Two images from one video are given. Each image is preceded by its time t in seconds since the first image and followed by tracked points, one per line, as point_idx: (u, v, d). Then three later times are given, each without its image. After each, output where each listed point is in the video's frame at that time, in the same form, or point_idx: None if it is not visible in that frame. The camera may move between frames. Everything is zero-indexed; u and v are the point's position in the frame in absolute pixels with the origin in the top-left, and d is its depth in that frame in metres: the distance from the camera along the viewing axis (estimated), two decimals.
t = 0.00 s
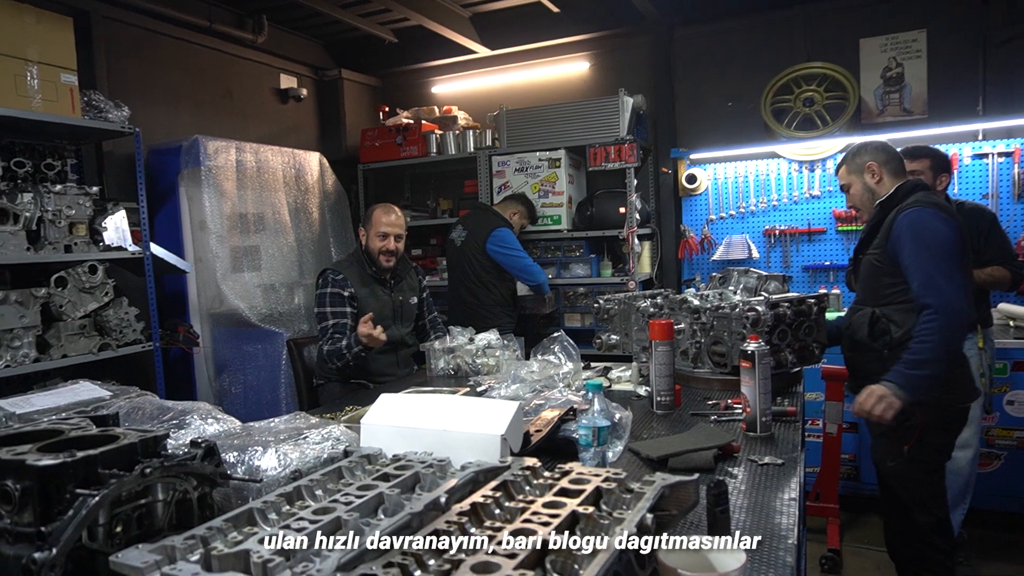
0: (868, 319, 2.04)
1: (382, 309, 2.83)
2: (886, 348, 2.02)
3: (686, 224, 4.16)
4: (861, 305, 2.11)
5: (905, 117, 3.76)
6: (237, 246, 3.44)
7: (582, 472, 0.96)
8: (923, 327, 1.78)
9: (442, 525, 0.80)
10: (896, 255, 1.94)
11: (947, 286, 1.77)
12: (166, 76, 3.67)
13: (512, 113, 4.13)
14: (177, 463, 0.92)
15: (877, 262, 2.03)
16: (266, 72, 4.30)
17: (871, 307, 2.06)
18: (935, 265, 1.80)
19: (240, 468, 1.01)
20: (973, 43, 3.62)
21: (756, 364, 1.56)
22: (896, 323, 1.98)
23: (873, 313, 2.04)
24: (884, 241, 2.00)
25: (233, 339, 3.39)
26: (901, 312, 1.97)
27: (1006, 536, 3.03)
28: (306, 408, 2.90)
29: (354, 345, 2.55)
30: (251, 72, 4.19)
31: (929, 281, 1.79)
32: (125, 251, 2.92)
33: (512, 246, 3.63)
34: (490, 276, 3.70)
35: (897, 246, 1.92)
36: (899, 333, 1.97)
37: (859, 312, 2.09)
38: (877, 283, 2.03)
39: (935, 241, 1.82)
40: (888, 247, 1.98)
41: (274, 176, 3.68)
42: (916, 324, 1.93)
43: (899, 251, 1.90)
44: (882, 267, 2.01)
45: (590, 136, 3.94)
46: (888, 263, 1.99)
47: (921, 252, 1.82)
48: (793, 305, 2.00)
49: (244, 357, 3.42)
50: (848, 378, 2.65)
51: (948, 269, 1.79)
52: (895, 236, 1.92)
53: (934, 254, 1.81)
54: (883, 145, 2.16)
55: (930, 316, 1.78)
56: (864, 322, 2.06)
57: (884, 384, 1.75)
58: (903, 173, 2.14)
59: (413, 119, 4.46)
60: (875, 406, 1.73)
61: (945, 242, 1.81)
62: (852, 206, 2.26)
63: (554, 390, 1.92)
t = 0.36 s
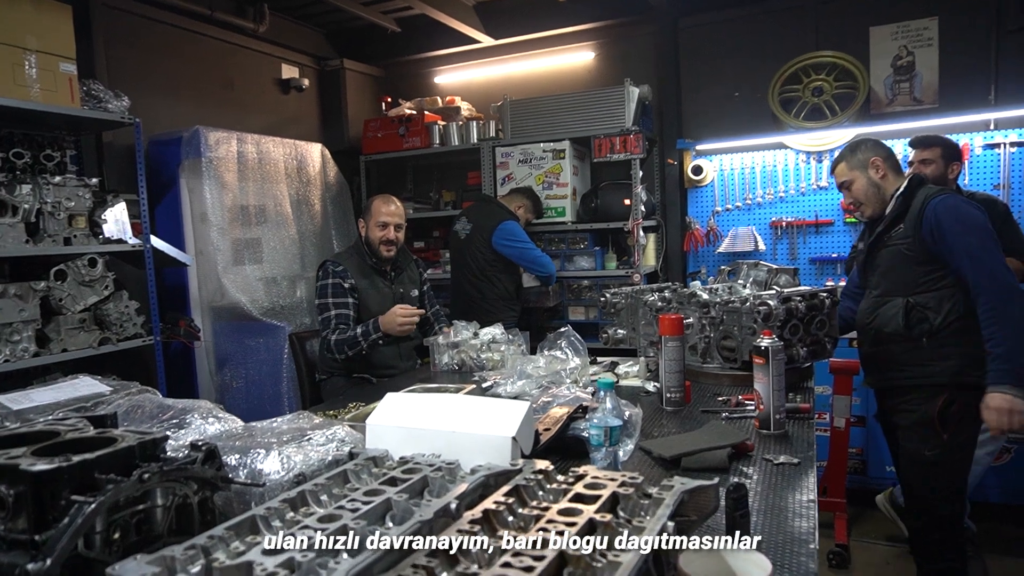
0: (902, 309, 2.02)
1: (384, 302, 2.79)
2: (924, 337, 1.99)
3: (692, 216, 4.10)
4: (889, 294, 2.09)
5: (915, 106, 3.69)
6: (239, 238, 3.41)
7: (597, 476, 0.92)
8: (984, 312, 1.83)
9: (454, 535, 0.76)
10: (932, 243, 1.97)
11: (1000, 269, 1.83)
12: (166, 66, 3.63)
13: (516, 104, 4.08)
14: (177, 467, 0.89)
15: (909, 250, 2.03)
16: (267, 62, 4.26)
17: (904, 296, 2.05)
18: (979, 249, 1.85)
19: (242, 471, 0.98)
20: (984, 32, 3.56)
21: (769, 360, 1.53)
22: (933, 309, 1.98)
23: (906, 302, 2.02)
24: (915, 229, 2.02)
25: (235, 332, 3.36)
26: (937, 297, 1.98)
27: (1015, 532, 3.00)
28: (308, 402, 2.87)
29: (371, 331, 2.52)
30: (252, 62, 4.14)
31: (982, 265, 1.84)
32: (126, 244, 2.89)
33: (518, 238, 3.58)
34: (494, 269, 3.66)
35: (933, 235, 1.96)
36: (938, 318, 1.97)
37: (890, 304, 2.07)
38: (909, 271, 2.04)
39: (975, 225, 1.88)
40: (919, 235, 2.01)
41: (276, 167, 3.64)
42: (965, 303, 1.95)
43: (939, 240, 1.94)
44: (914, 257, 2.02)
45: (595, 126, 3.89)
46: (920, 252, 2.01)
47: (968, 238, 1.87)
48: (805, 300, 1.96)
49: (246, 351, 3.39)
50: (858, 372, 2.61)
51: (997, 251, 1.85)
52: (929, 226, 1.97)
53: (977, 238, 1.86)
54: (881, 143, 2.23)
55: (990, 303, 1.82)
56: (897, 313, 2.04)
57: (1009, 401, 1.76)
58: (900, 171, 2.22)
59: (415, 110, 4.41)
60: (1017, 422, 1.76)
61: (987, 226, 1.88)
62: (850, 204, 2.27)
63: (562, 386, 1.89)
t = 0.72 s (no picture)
0: (896, 305, 2.00)
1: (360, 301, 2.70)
2: (920, 332, 1.98)
3: (669, 214, 4.07)
4: (880, 292, 2.07)
5: (891, 104, 3.72)
6: (208, 237, 3.28)
7: (610, 492, 0.86)
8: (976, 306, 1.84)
9: (464, 563, 0.70)
10: (918, 237, 1.95)
11: (991, 266, 1.83)
12: (129, 57, 3.48)
13: (493, 100, 4.00)
14: (150, 490, 0.80)
15: (896, 247, 2.01)
16: (235, 54, 4.12)
17: (896, 293, 2.03)
18: (970, 245, 1.84)
19: (223, 491, 0.90)
20: (957, 31, 3.59)
21: (768, 362, 1.49)
22: (928, 304, 1.97)
23: (900, 298, 2.00)
24: (901, 226, 1.99)
25: (204, 335, 3.24)
26: (930, 291, 1.97)
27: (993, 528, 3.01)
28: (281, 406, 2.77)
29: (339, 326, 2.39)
30: (220, 54, 4.00)
31: (973, 260, 1.84)
32: (87, 242, 2.75)
33: (498, 236, 3.52)
34: (472, 268, 3.59)
35: (920, 231, 1.94)
36: (933, 313, 1.96)
37: (882, 301, 2.05)
38: (897, 268, 2.01)
39: (963, 221, 1.86)
40: (905, 232, 1.98)
41: (245, 163, 3.52)
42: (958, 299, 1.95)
43: (926, 235, 1.92)
44: (899, 253, 2.01)
45: (573, 123, 3.84)
46: (907, 247, 1.99)
47: (957, 234, 1.86)
48: (797, 299, 1.94)
49: (215, 354, 3.27)
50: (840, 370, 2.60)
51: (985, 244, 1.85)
52: (916, 223, 1.94)
53: (966, 234, 1.85)
54: (852, 143, 2.18)
55: (981, 297, 1.84)
56: (891, 309, 2.02)
57: (1000, 394, 1.80)
58: (874, 170, 2.17)
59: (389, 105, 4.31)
60: (1012, 415, 1.79)
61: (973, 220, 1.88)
62: (828, 206, 2.19)
63: (552, 390, 1.83)
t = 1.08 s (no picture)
0: (897, 329, 1.98)
1: (347, 316, 2.62)
2: (920, 358, 1.96)
3: (659, 230, 4.05)
4: (879, 315, 2.05)
5: (878, 124, 3.75)
6: (190, 248, 3.19)
7: (639, 530, 0.81)
8: (971, 331, 1.81)
9: None
10: (918, 257, 1.93)
11: (990, 291, 1.80)
12: (111, 62, 3.39)
13: (483, 113, 3.96)
14: (141, 531, 0.72)
15: (896, 268, 1.99)
16: (220, 62, 4.04)
17: (896, 316, 2.00)
18: (969, 270, 1.82)
19: (220, 529, 0.83)
20: (944, 53, 3.63)
21: (779, 387, 1.44)
22: (928, 329, 1.94)
23: (900, 322, 1.98)
24: (901, 246, 1.98)
25: (184, 349, 3.15)
26: (930, 317, 1.95)
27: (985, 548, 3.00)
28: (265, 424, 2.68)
29: (313, 371, 2.37)
30: (204, 62, 3.92)
31: (971, 284, 1.81)
32: (64, 253, 2.65)
33: (488, 250, 3.47)
34: (461, 282, 3.53)
35: (921, 252, 1.92)
36: (934, 338, 1.93)
37: (882, 325, 2.03)
38: (898, 290, 1.99)
39: (964, 245, 1.83)
40: (906, 252, 1.96)
41: (230, 173, 3.44)
42: (953, 326, 1.92)
43: (927, 256, 1.90)
44: (898, 274, 1.99)
45: (564, 137, 3.81)
46: (907, 268, 1.97)
47: (958, 256, 1.83)
48: (800, 319, 1.91)
49: (195, 369, 3.18)
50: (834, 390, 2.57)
51: (985, 266, 1.82)
52: (916, 242, 1.92)
53: (966, 258, 1.82)
54: (857, 159, 2.13)
55: (979, 321, 1.80)
56: (892, 333, 1.99)
57: (954, 417, 1.79)
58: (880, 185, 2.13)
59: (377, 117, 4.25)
60: (960, 439, 1.81)
61: (975, 242, 1.84)
62: (832, 223, 2.16)
63: (552, 412, 1.77)
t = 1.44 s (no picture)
0: (889, 341, 1.96)
1: (338, 323, 2.58)
2: (912, 370, 1.93)
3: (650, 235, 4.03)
4: (875, 326, 2.03)
5: (868, 131, 3.76)
6: (176, 254, 3.14)
7: (655, 545, 0.79)
8: (966, 344, 1.77)
9: None
10: (911, 268, 1.91)
11: (983, 301, 1.76)
12: (96, 65, 3.33)
13: (474, 117, 3.94)
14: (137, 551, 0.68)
15: (890, 277, 1.97)
16: (208, 66, 3.99)
17: (890, 327, 1.99)
18: (959, 280, 1.78)
19: (217, 546, 0.79)
20: (933, 61, 3.66)
21: (784, 394, 1.42)
22: (921, 341, 1.91)
23: (893, 334, 1.96)
24: (892, 256, 1.96)
25: (171, 356, 3.09)
26: (925, 329, 1.92)
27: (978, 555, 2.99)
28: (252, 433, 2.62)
29: (287, 400, 2.37)
30: (191, 65, 3.87)
31: (962, 294, 1.78)
32: (48, 259, 2.59)
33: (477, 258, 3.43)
34: (452, 288, 3.50)
35: (912, 262, 1.90)
36: (927, 350, 1.90)
37: (877, 337, 2.01)
38: (892, 299, 1.97)
39: (956, 253, 1.80)
40: (899, 261, 1.94)
41: (217, 178, 3.39)
42: (946, 338, 1.88)
43: (920, 265, 1.88)
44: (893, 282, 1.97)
45: (556, 143, 3.79)
46: (900, 277, 1.95)
47: (949, 265, 1.80)
48: (799, 325, 1.90)
49: (183, 377, 3.12)
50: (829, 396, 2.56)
51: (979, 277, 1.78)
52: (908, 251, 1.90)
53: (957, 267, 1.79)
54: (858, 160, 2.11)
55: (974, 331, 1.76)
56: (884, 345, 1.98)
57: (975, 445, 1.73)
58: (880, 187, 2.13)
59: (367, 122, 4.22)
60: (988, 470, 1.73)
61: (968, 248, 1.80)
62: (833, 225, 2.15)
63: (550, 420, 1.75)
